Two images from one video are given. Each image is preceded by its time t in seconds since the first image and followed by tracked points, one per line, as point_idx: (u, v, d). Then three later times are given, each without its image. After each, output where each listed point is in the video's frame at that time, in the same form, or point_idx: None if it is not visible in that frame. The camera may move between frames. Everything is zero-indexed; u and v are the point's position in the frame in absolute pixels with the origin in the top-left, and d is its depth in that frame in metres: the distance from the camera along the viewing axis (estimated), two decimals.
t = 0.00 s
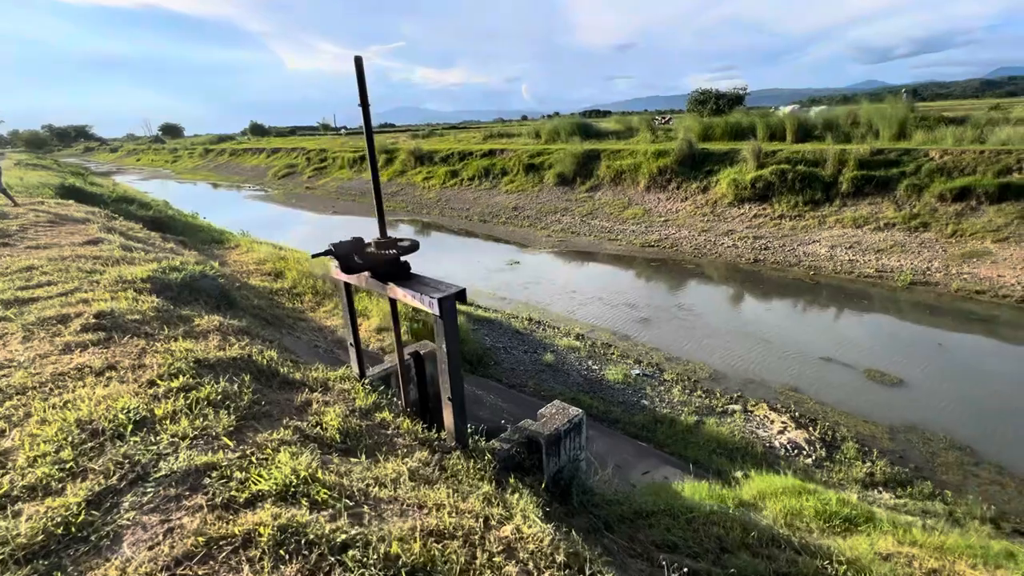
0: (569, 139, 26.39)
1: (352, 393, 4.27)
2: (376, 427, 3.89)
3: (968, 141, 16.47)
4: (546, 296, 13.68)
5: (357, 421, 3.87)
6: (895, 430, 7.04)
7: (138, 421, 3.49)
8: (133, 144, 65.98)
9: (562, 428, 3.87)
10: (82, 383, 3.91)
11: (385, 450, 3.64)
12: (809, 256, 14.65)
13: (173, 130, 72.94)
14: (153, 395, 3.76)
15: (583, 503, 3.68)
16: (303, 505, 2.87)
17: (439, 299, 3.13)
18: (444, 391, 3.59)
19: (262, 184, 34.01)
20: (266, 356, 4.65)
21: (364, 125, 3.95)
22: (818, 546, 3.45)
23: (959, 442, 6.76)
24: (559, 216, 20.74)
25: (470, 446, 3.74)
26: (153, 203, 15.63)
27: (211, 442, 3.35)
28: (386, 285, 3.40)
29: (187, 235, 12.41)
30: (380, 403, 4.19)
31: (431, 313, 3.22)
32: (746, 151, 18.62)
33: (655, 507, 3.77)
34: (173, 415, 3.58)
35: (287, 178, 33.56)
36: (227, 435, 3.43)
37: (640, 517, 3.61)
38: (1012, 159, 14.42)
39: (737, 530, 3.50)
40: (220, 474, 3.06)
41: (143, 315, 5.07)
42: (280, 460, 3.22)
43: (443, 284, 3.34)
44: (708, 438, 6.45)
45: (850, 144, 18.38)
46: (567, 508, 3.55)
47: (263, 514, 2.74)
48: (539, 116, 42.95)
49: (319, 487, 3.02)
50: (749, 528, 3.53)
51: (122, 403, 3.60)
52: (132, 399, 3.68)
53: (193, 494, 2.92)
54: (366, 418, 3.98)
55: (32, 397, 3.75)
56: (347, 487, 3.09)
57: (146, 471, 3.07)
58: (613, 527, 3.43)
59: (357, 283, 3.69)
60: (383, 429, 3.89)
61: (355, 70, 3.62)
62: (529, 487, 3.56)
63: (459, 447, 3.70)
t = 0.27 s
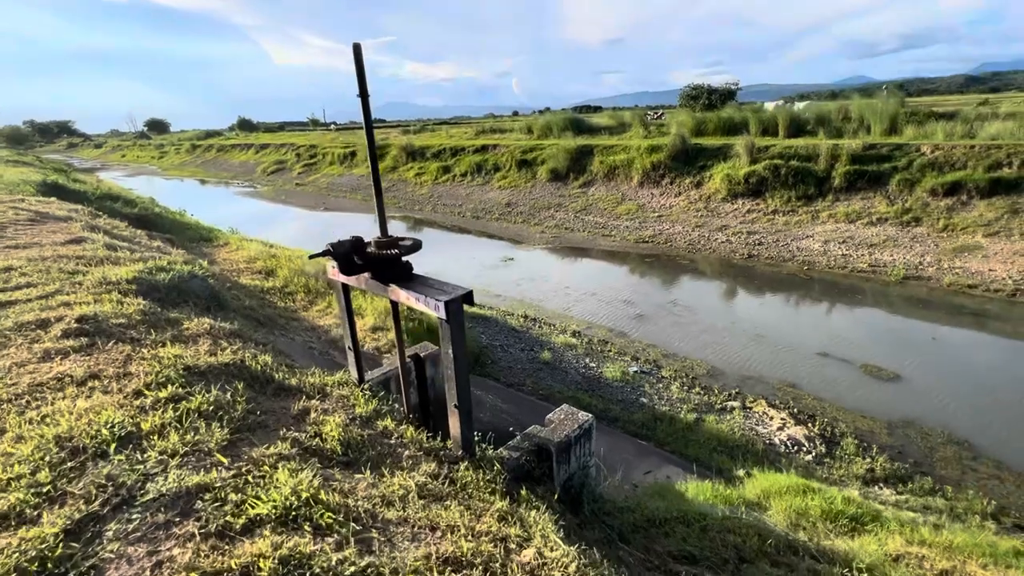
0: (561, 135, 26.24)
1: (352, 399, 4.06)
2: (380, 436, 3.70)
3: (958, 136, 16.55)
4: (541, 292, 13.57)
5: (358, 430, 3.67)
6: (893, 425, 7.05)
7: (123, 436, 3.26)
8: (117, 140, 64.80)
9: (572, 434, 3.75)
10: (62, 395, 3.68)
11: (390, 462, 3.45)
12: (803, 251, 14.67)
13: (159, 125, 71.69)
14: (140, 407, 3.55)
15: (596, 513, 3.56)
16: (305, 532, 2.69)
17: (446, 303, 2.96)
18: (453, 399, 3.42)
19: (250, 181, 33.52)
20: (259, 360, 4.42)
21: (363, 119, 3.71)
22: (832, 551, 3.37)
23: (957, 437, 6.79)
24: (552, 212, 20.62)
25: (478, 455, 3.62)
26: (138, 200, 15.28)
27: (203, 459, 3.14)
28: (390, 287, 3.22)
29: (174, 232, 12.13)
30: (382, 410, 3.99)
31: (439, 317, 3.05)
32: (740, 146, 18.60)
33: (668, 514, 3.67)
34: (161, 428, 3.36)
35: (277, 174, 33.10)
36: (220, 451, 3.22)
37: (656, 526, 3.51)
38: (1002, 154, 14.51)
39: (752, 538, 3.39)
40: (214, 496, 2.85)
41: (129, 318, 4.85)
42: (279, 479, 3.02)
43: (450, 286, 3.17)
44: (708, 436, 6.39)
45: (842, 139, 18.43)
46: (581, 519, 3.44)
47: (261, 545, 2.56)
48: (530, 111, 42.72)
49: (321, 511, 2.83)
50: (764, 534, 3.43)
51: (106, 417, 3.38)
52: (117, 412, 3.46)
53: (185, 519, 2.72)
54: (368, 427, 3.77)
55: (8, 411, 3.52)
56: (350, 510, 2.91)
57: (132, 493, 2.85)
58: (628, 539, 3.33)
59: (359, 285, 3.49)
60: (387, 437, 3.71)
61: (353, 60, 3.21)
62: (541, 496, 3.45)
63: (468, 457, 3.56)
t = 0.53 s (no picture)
0: (560, 128, 25.96)
1: (355, 411, 3.70)
2: (388, 454, 3.36)
3: (962, 130, 16.39)
4: (542, 288, 13.40)
5: (366, 447, 3.31)
6: (902, 424, 6.95)
7: (103, 464, 2.88)
8: (110, 132, 64.04)
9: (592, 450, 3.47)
10: (37, 413, 3.30)
11: (400, 483, 3.12)
12: (806, 246, 14.52)
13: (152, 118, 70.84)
14: (124, 426, 3.18)
15: (618, 532, 3.31)
16: None
17: (461, 312, 2.70)
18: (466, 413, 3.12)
19: (245, 174, 33.14)
20: (256, 369, 4.05)
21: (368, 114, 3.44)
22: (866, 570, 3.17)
23: (967, 437, 6.70)
24: (552, 206, 20.40)
25: (492, 474, 3.31)
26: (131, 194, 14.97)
27: (192, 490, 2.75)
28: (399, 293, 2.98)
29: (167, 228, 11.87)
30: (387, 423, 3.65)
31: (452, 327, 2.79)
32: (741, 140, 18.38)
33: (691, 534, 3.41)
34: (146, 453, 2.98)
35: (272, 168, 32.72)
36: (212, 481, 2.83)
37: (682, 547, 3.27)
38: (1007, 148, 14.37)
39: (783, 559, 3.19)
40: (206, 540, 2.47)
41: (115, 322, 4.53)
42: (280, 516, 2.63)
43: (464, 294, 2.92)
44: (715, 436, 6.26)
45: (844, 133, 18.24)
46: (603, 541, 3.19)
47: None
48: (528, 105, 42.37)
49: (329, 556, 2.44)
50: (795, 554, 3.22)
51: (85, 440, 3.01)
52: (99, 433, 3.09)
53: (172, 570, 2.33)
54: (374, 442, 3.44)
55: None
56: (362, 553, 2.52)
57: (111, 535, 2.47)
58: (654, 563, 3.09)
59: (364, 290, 3.25)
60: (395, 454, 3.38)
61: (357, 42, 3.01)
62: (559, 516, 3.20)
63: (482, 476, 3.26)
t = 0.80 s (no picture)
0: (556, 118, 25.68)
1: (361, 423, 3.52)
2: (397, 468, 3.21)
3: (959, 119, 16.29)
4: (540, 280, 13.27)
5: (374, 463, 3.16)
6: (905, 417, 6.95)
7: (90, 492, 2.68)
8: (97, 124, 62.87)
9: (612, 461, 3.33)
10: (19, 435, 3.09)
11: (414, 502, 2.94)
12: (804, 237, 14.45)
13: (140, 109, 69.52)
14: (113, 446, 2.99)
15: (639, 545, 3.18)
16: None
17: (475, 320, 2.54)
18: (481, 426, 2.98)
19: (237, 167, 32.64)
20: (252, 378, 3.89)
21: (373, 108, 3.26)
22: None
23: (969, 428, 6.72)
24: (548, 198, 20.22)
25: (508, 489, 3.15)
26: (118, 188, 14.64)
27: (188, 524, 2.58)
28: (407, 300, 2.81)
29: (157, 223, 11.62)
30: (394, 433, 3.48)
31: (466, 335, 2.63)
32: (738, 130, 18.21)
33: (710, 543, 3.29)
34: (137, 480, 2.79)
35: (264, 160, 32.25)
36: (210, 513, 2.66)
37: (705, 560, 3.16)
38: (1004, 137, 14.30)
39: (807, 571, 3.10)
40: None
41: (104, 327, 4.36)
42: (284, 553, 2.48)
43: (476, 299, 2.76)
44: (719, 431, 6.20)
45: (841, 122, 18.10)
46: (624, 557, 3.06)
47: None
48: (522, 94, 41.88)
49: None
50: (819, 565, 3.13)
51: (70, 466, 2.80)
52: (83, 457, 2.89)
53: None
54: (382, 457, 3.27)
55: None
56: None
57: None
58: None
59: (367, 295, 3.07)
60: (405, 470, 3.21)
61: (361, 28, 2.84)
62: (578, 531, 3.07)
63: (498, 490, 3.10)
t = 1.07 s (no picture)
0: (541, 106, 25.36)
1: (359, 431, 3.34)
2: (401, 480, 3.03)
3: (939, 104, 16.37)
4: (529, 271, 13.14)
5: (378, 475, 2.99)
6: (895, 400, 7.04)
7: (66, 523, 2.51)
8: (66, 115, 60.65)
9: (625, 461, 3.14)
10: None
11: (423, 517, 2.77)
12: (790, 222, 14.51)
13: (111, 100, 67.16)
14: (89, 469, 2.80)
15: (655, 549, 2.96)
16: None
17: (485, 321, 2.41)
18: (491, 433, 2.82)
19: (214, 158, 31.74)
20: (240, 385, 3.70)
21: (369, 95, 3.06)
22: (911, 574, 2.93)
23: (958, 410, 6.84)
24: (535, 186, 20.02)
25: (521, 498, 2.95)
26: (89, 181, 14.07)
27: (175, 553, 2.42)
28: (409, 299, 2.67)
29: (132, 218, 11.21)
30: (395, 440, 3.30)
31: (474, 337, 2.50)
32: (724, 116, 18.13)
33: (728, 542, 3.08)
34: (117, 507, 2.61)
35: (242, 151, 31.40)
36: (199, 540, 2.50)
37: (724, 561, 2.95)
38: (985, 121, 14.43)
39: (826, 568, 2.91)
40: None
41: (78, 333, 4.13)
42: None
43: (483, 298, 2.63)
44: (714, 419, 6.19)
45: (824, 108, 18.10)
46: (641, 564, 2.83)
47: None
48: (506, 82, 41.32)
49: None
50: (838, 561, 2.95)
51: (42, 495, 2.62)
52: (56, 484, 2.70)
53: None
54: (384, 468, 3.09)
55: None
56: None
57: None
58: None
59: (365, 294, 2.92)
60: (410, 481, 3.04)
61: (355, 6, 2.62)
62: (593, 538, 2.86)
63: (512, 501, 2.90)
